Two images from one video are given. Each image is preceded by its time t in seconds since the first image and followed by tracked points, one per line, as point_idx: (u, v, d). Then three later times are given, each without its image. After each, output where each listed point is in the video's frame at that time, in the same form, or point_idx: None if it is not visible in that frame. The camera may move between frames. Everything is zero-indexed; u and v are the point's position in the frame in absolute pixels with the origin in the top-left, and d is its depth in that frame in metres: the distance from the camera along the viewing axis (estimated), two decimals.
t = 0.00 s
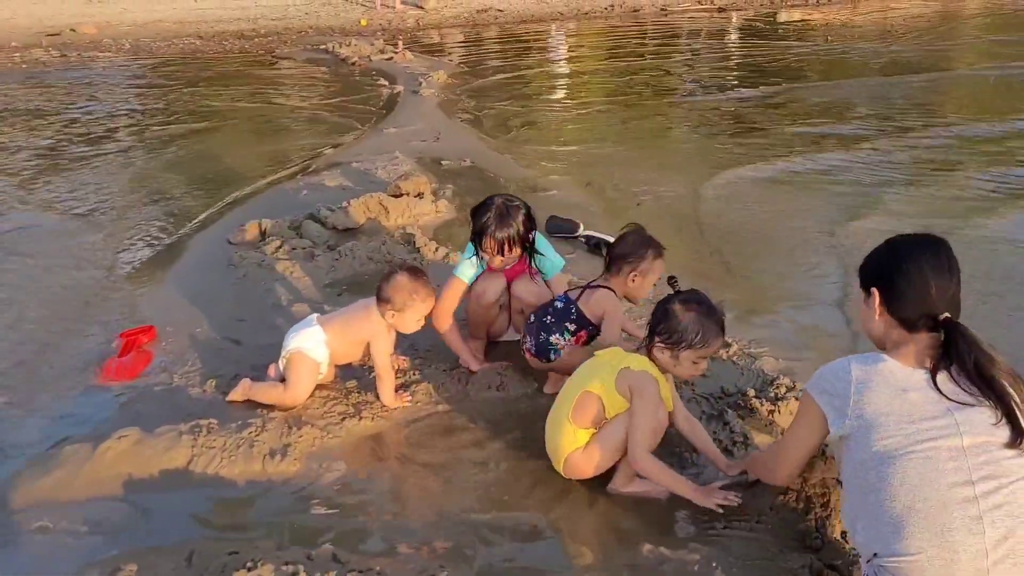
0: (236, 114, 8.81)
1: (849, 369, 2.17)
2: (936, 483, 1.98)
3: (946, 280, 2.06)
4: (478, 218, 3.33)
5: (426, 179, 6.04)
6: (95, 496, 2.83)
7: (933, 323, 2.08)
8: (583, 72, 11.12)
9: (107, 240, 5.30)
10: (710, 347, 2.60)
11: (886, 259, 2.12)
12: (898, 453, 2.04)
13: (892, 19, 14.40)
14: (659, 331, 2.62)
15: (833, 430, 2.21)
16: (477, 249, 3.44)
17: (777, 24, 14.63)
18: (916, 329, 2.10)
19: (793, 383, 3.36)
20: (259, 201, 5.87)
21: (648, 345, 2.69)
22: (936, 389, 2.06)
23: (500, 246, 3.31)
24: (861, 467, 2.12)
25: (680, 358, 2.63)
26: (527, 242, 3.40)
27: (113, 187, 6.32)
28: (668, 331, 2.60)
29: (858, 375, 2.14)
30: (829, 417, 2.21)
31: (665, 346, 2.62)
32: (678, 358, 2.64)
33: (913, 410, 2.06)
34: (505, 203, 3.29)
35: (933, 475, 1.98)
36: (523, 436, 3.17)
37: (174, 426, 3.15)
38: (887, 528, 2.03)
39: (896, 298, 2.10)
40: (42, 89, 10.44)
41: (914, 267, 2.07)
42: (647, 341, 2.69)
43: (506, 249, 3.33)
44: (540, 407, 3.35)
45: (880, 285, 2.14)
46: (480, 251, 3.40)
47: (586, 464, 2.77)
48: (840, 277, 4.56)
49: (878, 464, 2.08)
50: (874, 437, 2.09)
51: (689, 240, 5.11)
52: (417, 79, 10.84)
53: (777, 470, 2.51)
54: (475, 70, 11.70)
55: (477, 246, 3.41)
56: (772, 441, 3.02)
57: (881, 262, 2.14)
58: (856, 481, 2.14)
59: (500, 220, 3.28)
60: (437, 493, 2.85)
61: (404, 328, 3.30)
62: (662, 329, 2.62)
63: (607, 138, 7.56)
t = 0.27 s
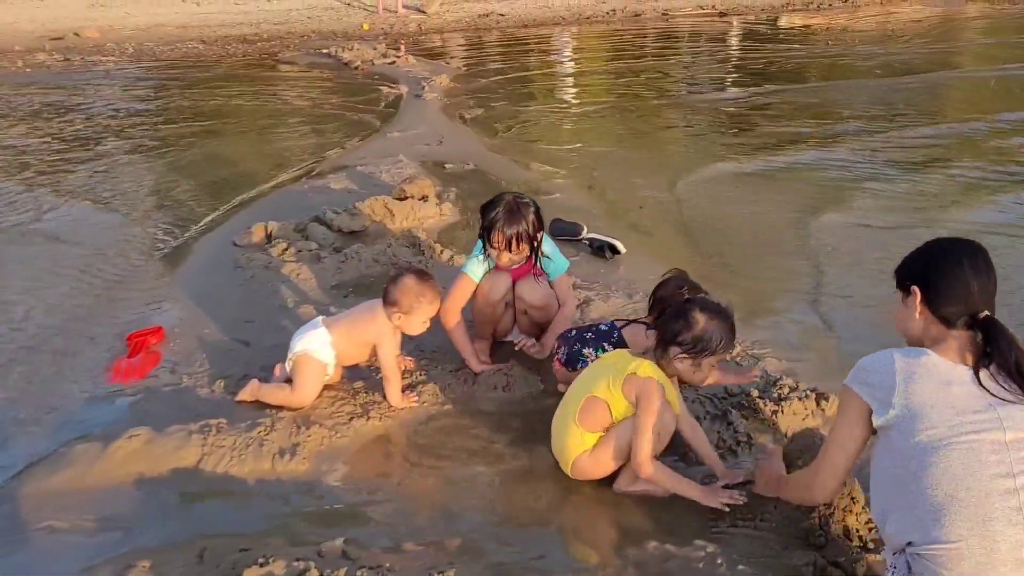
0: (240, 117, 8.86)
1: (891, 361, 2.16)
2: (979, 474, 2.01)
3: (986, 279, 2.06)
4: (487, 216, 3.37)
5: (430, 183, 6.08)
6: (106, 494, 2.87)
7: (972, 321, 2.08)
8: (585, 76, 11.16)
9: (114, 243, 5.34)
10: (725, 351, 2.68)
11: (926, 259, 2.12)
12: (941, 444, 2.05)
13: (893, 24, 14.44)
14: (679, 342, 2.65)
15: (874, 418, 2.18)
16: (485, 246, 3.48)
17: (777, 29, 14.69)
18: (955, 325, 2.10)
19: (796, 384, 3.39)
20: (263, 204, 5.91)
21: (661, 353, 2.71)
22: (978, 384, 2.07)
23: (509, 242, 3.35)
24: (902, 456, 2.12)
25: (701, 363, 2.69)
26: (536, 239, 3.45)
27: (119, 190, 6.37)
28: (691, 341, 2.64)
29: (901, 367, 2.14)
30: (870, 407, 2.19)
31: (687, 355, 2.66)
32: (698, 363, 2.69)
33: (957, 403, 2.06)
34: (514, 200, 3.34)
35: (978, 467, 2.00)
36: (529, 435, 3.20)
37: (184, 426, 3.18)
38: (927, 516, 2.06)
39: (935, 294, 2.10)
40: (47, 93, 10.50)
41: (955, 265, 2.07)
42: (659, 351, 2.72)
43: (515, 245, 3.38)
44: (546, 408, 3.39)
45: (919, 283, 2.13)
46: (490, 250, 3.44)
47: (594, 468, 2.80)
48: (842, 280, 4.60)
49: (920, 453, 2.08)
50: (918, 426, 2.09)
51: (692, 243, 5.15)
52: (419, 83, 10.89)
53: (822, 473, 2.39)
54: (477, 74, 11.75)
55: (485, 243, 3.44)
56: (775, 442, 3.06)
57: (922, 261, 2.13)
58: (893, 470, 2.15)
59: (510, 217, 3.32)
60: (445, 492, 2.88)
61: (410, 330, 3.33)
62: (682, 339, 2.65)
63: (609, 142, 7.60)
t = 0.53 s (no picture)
0: (244, 120, 8.91)
1: (924, 352, 2.19)
2: (1015, 457, 2.08)
3: (1017, 275, 2.12)
4: (495, 213, 3.42)
5: (436, 185, 6.12)
6: (122, 491, 2.91)
7: (1004, 314, 2.13)
8: (586, 79, 11.21)
9: (122, 244, 5.38)
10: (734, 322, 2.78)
11: (961, 255, 2.16)
12: (980, 430, 2.10)
13: (893, 27, 14.48)
14: (700, 336, 2.69)
15: (909, 406, 2.19)
16: (494, 238, 3.50)
17: (777, 32, 14.72)
18: (987, 319, 2.15)
19: (801, 382, 3.44)
20: (270, 207, 5.96)
21: (679, 349, 2.75)
22: (1010, 373, 2.15)
23: (522, 235, 3.39)
24: (938, 443, 2.15)
25: (720, 344, 2.77)
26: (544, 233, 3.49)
27: (125, 193, 6.41)
28: (711, 330, 2.69)
29: (937, 357, 2.17)
30: (906, 396, 2.18)
31: (708, 343, 2.72)
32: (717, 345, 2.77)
33: (993, 390, 2.12)
34: (521, 196, 3.39)
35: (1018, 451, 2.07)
36: (538, 433, 3.25)
37: (198, 424, 3.23)
38: (964, 499, 2.11)
39: (966, 290, 2.14)
40: (50, 96, 10.55)
41: (990, 262, 2.11)
42: (676, 347, 2.75)
43: (525, 239, 3.41)
44: (554, 406, 3.43)
45: (951, 279, 2.16)
46: (500, 245, 3.49)
47: (611, 470, 2.83)
48: (845, 280, 4.64)
49: (956, 439, 2.12)
50: (955, 413, 2.12)
51: (696, 243, 5.19)
52: (421, 86, 10.94)
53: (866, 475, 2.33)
54: (479, 77, 11.80)
55: (495, 238, 3.48)
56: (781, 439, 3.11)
57: (953, 257, 2.17)
58: (927, 457, 2.17)
59: (518, 212, 3.36)
60: (456, 488, 2.92)
61: (420, 330, 3.37)
62: (701, 333, 2.69)
63: (612, 144, 7.65)
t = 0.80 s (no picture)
0: (230, 125, 8.91)
1: (904, 341, 2.26)
2: (990, 439, 2.11)
3: (994, 272, 2.19)
4: (485, 219, 3.46)
5: (424, 188, 6.16)
6: (117, 490, 2.93)
7: (980, 309, 2.20)
8: (572, 83, 11.28)
9: (110, 247, 5.39)
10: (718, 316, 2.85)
11: (941, 250, 2.23)
12: (955, 413, 2.15)
13: (874, 32, 14.66)
14: (687, 329, 2.75)
15: (890, 392, 2.27)
16: (483, 244, 3.55)
17: (759, 37, 14.86)
18: (964, 312, 2.21)
19: (788, 378, 3.51)
20: (259, 210, 5.97)
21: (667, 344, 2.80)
22: (988, 360, 2.19)
23: (511, 241, 3.43)
24: (916, 426, 2.21)
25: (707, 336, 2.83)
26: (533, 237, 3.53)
27: (113, 196, 6.41)
28: (697, 321, 2.76)
29: (916, 346, 2.24)
30: (887, 382, 2.27)
31: (696, 336, 2.78)
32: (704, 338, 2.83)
33: (968, 376, 2.17)
34: (509, 202, 3.43)
35: (991, 432, 2.10)
36: (529, 430, 3.29)
37: (192, 424, 3.25)
38: (941, 479, 2.16)
39: (944, 283, 2.21)
40: (34, 101, 10.51)
41: (968, 258, 2.18)
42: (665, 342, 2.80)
43: (514, 245, 3.45)
44: (545, 403, 3.47)
45: (931, 272, 2.23)
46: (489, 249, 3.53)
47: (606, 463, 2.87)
48: (829, 279, 4.71)
49: (933, 422, 2.17)
50: (932, 397, 2.18)
51: (682, 244, 5.26)
52: (407, 91, 10.98)
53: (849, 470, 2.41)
54: (465, 81, 11.85)
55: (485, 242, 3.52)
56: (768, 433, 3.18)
57: (931, 253, 2.25)
58: (907, 440, 2.24)
59: (508, 219, 3.40)
60: (450, 484, 2.96)
61: (413, 328, 3.41)
62: (689, 326, 2.75)
63: (598, 147, 7.72)
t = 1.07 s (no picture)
0: (193, 129, 8.83)
1: (846, 344, 2.37)
2: (928, 436, 2.19)
3: (930, 277, 2.28)
4: (452, 221, 3.50)
5: (390, 192, 6.18)
6: (85, 494, 2.91)
7: (918, 313, 2.31)
8: (536, 88, 11.35)
9: (72, 252, 5.32)
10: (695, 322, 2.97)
11: (880, 257, 2.31)
12: (895, 411, 2.24)
13: (832, 40, 14.96)
14: (662, 332, 2.89)
15: (835, 394, 2.37)
16: (451, 246, 3.58)
17: (719, 45, 15.10)
18: (903, 315, 2.31)
19: (750, 376, 3.60)
20: (224, 214, 5.94)
21: (643, 344, 2.96)
22: (926, 361, 2.28)
23: (479, 243, 3.47)
24: (860, 425, 2.30)
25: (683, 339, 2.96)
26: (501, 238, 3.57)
27: (74, 200, 6.33)
28: (672, 325, 2.89)
29: (856, 348, 2.34)
30: (830, 385, 2.37)
31: (670, 338, 2.92)
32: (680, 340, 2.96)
33: (906, 375, 2.27)
34: (477, 202, 3.48)
35: (928, 430, 2.19)
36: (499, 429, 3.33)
37: (160, 427, 3.24)
38: (884, 477, 2.24)
39: (884, 289, 2.29)
40: None
41: (905, 265, 2.27)
42: (641, 341, 2.95)
43: (482, 246, 3.49)
44: (514, 403, 3.52)
45: (870, 279, 2.32)
46: (456, 251, 3.56)
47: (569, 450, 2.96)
48: (790, 279, 4.82)
49: (875, 421, 2.26)
50: (874, 397, 2.28)
51: (647, 246, 5.33)
52: (372, 96, 10.97)
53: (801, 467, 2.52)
54: (430, 87, 11.87)
55: (452, 245, 3.56)
56: (732, 430, 3.28)
57: (872, 259, 2.32)
58: (851, 439, 2.33)
59: (474, 220, 3.45)
60: (420, 483, 2.99)
61: (382, 330, 3.42)
62: (664, 329, 2.89)
63: (563, 151, 7.78)
